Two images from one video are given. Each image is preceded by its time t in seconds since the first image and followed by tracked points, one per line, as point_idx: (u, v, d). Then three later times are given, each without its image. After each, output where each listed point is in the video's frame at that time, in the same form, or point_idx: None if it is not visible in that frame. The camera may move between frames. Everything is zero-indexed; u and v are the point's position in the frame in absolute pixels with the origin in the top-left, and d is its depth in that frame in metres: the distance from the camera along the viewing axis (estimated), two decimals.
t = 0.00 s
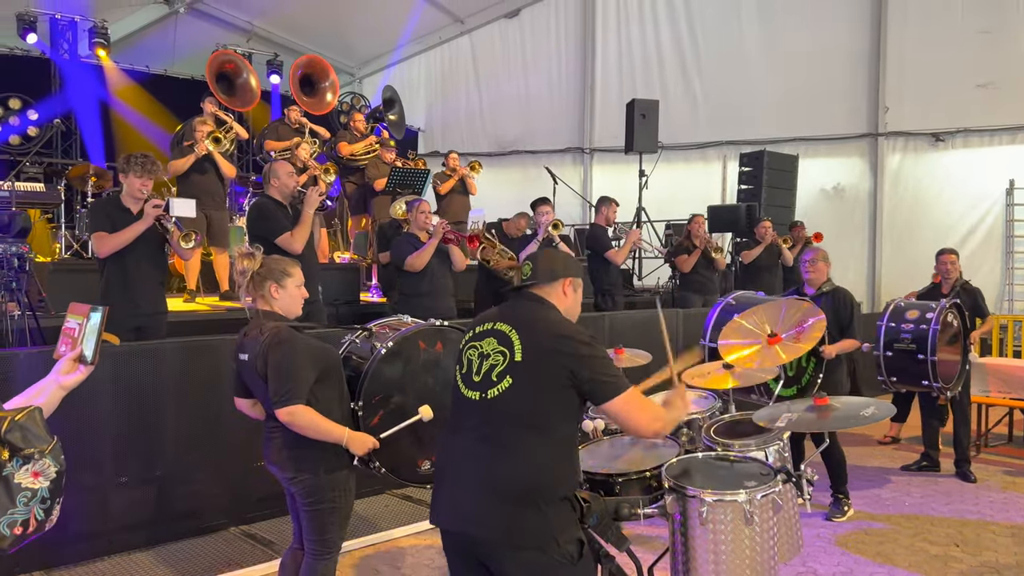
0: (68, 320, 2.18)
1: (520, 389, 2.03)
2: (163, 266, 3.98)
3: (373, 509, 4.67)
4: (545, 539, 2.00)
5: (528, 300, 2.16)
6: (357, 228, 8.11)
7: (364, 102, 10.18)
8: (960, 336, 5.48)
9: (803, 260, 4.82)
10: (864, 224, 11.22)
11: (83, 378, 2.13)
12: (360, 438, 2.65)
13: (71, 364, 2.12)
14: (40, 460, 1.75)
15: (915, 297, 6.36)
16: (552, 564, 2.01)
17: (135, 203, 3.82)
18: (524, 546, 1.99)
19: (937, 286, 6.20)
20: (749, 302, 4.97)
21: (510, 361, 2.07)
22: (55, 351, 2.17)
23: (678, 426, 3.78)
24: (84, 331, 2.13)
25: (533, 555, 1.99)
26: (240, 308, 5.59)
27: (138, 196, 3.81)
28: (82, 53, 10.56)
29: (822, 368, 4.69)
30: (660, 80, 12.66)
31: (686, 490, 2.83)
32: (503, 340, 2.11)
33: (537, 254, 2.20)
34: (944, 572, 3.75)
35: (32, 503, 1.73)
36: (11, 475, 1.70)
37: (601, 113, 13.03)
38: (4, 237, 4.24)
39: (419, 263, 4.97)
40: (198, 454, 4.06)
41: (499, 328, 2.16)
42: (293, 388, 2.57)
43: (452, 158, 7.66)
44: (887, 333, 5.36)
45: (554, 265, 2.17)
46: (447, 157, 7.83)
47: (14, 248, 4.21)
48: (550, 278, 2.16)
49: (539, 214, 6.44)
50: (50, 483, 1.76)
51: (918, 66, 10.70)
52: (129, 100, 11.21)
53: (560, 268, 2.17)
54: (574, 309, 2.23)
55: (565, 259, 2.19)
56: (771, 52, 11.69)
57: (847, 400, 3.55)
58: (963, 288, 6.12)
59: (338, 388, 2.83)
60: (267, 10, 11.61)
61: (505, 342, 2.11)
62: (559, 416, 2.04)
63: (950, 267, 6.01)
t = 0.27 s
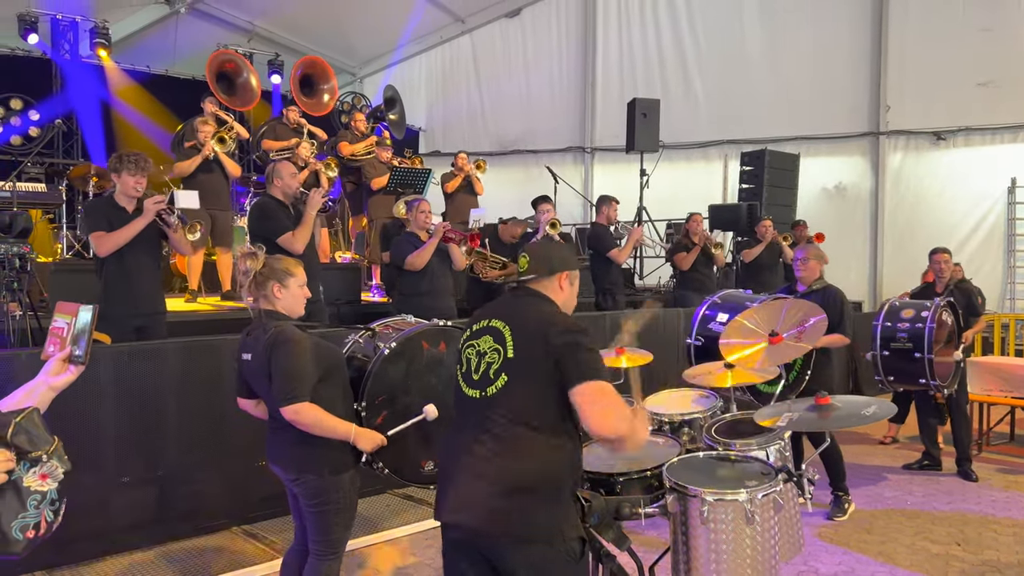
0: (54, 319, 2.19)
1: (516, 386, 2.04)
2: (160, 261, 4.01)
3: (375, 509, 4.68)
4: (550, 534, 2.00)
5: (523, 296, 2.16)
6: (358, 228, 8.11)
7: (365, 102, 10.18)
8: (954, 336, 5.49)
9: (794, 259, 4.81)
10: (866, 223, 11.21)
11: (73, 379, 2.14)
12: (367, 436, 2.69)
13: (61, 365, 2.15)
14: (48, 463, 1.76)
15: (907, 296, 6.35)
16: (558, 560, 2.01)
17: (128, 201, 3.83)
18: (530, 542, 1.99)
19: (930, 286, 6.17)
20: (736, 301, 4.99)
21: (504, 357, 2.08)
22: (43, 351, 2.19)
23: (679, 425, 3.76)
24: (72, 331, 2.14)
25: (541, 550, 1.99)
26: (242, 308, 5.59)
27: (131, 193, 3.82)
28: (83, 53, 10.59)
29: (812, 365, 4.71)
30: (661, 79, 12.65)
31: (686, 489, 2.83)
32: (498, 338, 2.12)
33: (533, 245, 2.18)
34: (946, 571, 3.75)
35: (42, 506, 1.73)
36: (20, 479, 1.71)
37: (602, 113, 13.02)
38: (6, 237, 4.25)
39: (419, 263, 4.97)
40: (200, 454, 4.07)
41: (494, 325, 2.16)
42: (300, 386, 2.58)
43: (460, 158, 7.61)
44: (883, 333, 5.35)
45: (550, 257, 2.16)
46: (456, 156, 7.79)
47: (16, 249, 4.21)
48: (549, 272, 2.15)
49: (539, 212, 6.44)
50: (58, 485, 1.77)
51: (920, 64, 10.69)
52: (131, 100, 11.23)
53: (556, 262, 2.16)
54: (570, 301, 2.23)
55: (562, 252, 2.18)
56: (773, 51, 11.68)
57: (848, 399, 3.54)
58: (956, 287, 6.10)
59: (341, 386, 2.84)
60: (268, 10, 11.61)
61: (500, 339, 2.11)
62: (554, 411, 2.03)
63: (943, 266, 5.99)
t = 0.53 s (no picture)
0: (48, 317, 2.17)
1: (509, 397, 2.03)
2: (157, 258, 4.02)
3: (376, 509, 4.68)
4: (546, 544, 2.00)
5: (519, 303, 2.15)
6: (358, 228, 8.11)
7: (366, 101, 10.18)
8: (955, 335, 5.50)
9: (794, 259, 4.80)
10: (867, 222, 11.20)
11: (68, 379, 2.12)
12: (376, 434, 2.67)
13: (54, 365, 2.11)
14: (51, 467, 1.75)
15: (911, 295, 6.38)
16: (558, 567, 2.01)
17: (125, 200, 3.85)
18: (528, 551, 1.99)
19: (935, 284, 6.20)
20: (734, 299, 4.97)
21: (496, 366, 2.07)
22: (36, 350, 2.17)
23: (680, 424, 3.77)
24: (67, 329, 2.12)
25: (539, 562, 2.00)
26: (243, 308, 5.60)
27: (129, 193, 3.83)
28: (84, 53, 10.61)
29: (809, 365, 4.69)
30: (662, 78, 12.65)
31: (687, 489, 2.83)
32: (492, 347, 2.10)
33: (535, 256, 2.20)
34: (947, 571, 3.75)
35: (46, 512, 1.72)
36: (23, 484, 1.70)
37: (603, 111, 13.01)
38: (7, 237, 4.25)
39: (420, 262, 4.98)
40: (202, 455, 4.07)
41: (488, 332, 2.14)
42: (307, 389, 2.58)
43: (466, 161, 7.61)
44: (883, 330, 5.33)
45: (550, 267, 2.16)
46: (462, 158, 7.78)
47: (17, 249, 4.21)
48: (549, 282, 2.15)
49: (539, 210, 6.44)
50: (62, 489, 1.75)
51: (921, 63, 10.68)
52: (132, 100, 11.25)
53: (556, 272, 2.15)
54: (572, 313, 2.23)
55: (564, 262, 2.18)
56: (774, 50, 11.67)
57: (849, 398, 3.52)
58: (959, 286, 6.09)
59: (346, 386, 2.88)
60: (269, 10, 11.60)
61: (493, 348, 2.10)
62: (546, 422, 2.01)
63: (947, 265, 6.07)
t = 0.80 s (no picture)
0: (44, 317, 2.31)
1: (519, 390, 2.03)
2: (158, 258, 4.02)
3: (378, 508, 4.68)
4: (544, 533, 2.00)
5: (526, 298, 2.15)
6: (359, 227, 8.11)
7: (367, 100, 10.18)
8: (964, 332, 5.46)
9: (799, 257, 4.80)
10: (868, 221, 11.18)
11: (61, 378, 2.26)
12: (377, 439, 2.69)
13: (49, 365, 2.26)
14: (51, 475, 1.95)
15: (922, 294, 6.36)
16: (551, 559, 2.00)
17: (126, 200, 3.86)
18: (523, 541, 1.98)
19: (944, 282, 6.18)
20: (740, 300, 4.96)
21: (509, 363, 2.05)
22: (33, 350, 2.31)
23: (681, 423, 3.77)
24: (61, 329, 2.26)
25: (530, 551, 1.98)
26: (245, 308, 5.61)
27: (129, 193, 3.84)
28: (86, 53, 10.65)
29: (818, 363, 4.68)
30: (663, 77, 12.63)
31: (688, 488, 2.82)
32: (501, 343, 2.09)
33: (531, 245, 2.18)
34: (949, 569, 3.74)
35: (45, 520, 1.92)
36: (22, 493, 1.89)
37: (604, 110, 13.00)
38: (8, 237, 4.27)
39: (421, 261, 4.96)
40: (203, 454, 4.07)
41: (496, 328, 2.14)
42: (306, 394, 2.56)
43: (467, 158, 7.60)
44: (888, 326, 5.33)
45: (544, 256, 2.15)
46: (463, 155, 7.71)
47: (19, 249, 4.22)
48: (546, 273, 2.15)
49: (539, 210, 6.45)
50: (59, 497, 1.95)
51: (922, 61, 10.66)
52: (134, 100, 11.28)
53: (552, 261, 2.15)
54: (572, 299, 2.23)
55: (562, 252, 2.17)
56: (775, 48, 11.65)
57: (849, 396, 3.52)
58: (967, 283, 6.06)
59: (347, 388, 2.88)
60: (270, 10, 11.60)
61: (503, 344, 2.08)
62: (557, 414, 2.04)
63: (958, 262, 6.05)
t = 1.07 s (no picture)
0: (28, 316, 2.21)
1: (515, 391, 2.03)
2: (161, 258, 4.03)
3: (379, 508, 4.69)
4: (544, 538, 1.99)
5: (525, 301, 2.16)
6: (360, 227, 8.11)
7: (368, 100, 10.19)
8: (971, 331, 5.44)
9: (809, 257, 4.81)
10: (870, 219, 11.16)
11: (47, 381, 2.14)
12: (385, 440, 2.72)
13: (34, 366, 2.13)
14: (46, 478, 2.06)
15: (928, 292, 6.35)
16: (550, 563, 1.99)
17: (128, 200, 3.85)
18: (524, 545, 1.98)
19: (951, 281, 6.18)
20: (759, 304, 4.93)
21: (506, 364, 2.06)
22: (17, 351, 2.21)
23: (682, 423, 3.77)
24: (46, 330, 2.15)
25: (529, 555, 1.98)
26: (246, 308, 5.61)
27: (131, 193, 3.84)
28: (87, 53, 10.64)
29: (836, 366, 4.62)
30: (664, 76, 12.63)
31: (689, 488, 2.82)
32: (500, 345, 2.10)
33: (535, 252, 2.20)
34: (951, 568, 3.74)
35: (41, 521, 2.03)
36: (21, 494, 2.00)
37: (605, 110, 13.00)
38: (10, 236, 4.26)
39: (423, 260, 4.95)
40: (205, 453, 4.08)
41: (494, 331, 2.15)
42: (310, 399, 2.57)
43: (458, 157, 7.59)
44: (893, 326, 5.32)
45: (549, 265, 2.16)
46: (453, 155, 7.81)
47: (20, 249, 4.22)
48: (548, 279, 2.15)
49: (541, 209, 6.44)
50: (55, 498, 2.06)
51: (924, 60, 10.65)
52: (135, 100, 11.29)
53: (556, 269, 2.15)
54: (572, 308, 2.23)
55: (564, 260, 2.18)
56: (776, 48, 11.65)
57: (852, 396, 3.52)
58: (976, 282, 6.06)
59: (349, 389, 2.88)
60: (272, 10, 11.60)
61: (501, 345, 2.10)
62: (557, 416, 2.04)
63: (965, 262, 6.04)
